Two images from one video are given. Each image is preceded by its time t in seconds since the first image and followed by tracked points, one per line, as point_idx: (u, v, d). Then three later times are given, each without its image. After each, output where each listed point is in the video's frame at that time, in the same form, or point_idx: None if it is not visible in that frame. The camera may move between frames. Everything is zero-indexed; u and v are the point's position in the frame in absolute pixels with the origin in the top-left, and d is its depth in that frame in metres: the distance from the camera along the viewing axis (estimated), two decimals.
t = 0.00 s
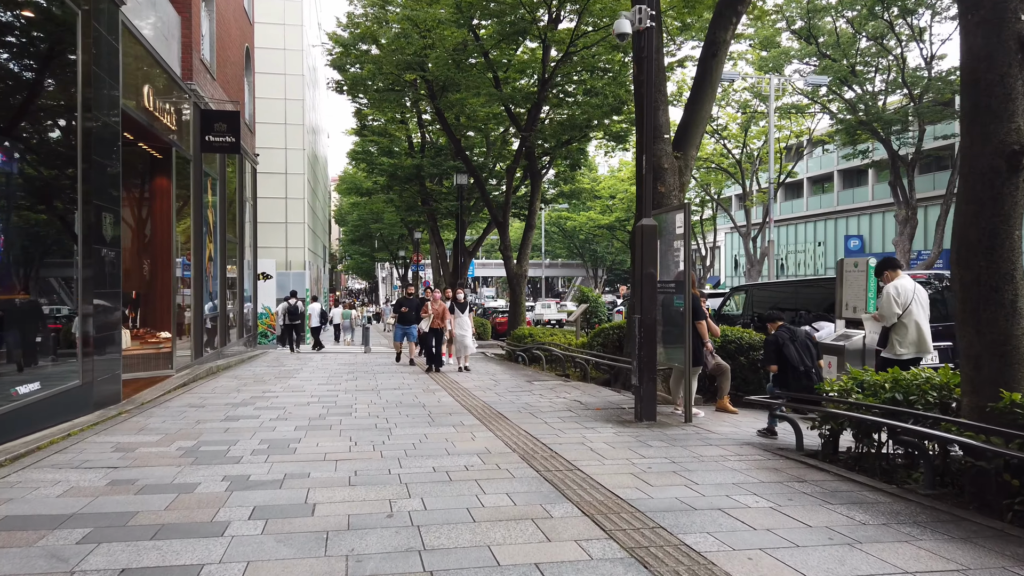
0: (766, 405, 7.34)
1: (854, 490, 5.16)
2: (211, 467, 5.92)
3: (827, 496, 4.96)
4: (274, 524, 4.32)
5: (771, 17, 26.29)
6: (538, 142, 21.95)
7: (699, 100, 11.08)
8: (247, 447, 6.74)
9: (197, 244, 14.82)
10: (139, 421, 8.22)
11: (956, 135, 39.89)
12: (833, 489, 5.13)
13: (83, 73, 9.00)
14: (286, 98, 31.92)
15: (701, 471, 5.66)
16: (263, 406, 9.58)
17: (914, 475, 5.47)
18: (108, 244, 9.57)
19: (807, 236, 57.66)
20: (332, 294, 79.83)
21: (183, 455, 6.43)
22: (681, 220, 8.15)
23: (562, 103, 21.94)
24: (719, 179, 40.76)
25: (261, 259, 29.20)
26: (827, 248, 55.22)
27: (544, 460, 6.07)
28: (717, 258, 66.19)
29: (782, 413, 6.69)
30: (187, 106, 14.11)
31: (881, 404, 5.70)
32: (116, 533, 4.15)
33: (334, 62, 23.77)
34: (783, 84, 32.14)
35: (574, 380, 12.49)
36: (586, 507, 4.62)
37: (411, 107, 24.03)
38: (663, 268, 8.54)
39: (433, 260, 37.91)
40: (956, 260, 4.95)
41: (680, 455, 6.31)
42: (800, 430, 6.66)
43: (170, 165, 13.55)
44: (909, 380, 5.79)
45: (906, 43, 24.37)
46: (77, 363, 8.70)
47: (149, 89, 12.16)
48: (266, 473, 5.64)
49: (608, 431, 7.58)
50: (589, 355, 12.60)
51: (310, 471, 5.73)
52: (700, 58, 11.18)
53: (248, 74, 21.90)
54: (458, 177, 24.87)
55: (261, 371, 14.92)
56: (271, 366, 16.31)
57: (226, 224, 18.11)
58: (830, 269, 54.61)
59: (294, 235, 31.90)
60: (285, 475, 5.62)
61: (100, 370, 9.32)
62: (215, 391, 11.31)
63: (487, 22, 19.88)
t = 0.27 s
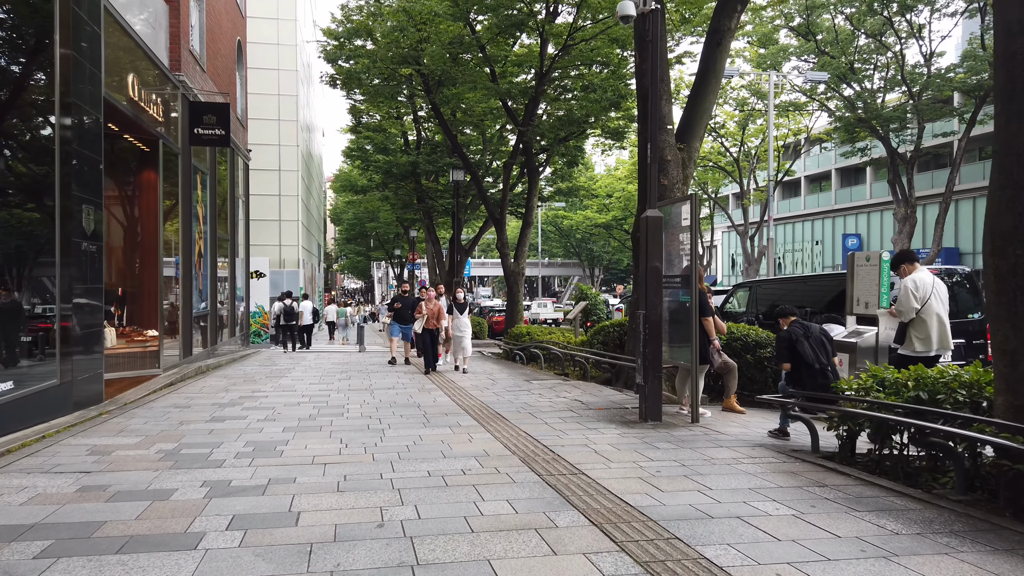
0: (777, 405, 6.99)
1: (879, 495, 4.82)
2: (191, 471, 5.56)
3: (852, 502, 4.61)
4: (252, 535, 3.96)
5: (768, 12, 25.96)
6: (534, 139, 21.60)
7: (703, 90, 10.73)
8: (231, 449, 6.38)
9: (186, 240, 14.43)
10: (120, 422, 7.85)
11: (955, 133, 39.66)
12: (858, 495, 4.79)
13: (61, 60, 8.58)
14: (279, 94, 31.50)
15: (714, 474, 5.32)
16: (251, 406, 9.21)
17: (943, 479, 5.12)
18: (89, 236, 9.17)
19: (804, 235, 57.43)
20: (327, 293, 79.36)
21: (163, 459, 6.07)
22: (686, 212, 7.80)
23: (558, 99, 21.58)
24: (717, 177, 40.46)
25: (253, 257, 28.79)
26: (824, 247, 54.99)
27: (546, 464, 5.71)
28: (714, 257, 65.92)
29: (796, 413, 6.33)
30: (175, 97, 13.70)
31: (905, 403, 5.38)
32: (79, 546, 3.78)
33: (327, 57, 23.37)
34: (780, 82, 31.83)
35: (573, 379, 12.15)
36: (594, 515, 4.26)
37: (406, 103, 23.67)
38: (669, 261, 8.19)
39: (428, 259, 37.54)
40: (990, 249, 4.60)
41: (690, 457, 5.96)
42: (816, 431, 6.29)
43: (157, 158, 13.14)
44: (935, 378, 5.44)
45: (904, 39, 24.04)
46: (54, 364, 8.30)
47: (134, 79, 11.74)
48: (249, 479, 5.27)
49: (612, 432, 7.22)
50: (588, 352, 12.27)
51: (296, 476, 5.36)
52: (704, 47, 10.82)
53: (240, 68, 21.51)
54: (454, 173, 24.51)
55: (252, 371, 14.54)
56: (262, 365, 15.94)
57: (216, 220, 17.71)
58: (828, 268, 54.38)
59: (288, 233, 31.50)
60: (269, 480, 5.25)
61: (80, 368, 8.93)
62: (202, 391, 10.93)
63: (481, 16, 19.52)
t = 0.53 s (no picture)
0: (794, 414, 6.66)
1: (914, 518, 4.47)
2: (172, 489, 5.18)
3: (886, 526, 4.27)
4: (234, 568, 3.59)
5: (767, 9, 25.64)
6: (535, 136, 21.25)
7: (709, 86, 10.38)
8: (217, 464, 6.01)
9: (176, 241, 14.00)
10: (103, 433, 7.47)
11: (956, 132, 39.44)
12: (891, 518, 4.44)
13: (40, 53, 8.18)
14: (274, 92, 31.11)
15: (733, 493, 4.97)
16: (242, 415, 8.84)
17: (979, 499, 4.79)
18: (72, 237, 8.79)
19: (803, 235, 57.19)
20: (324, 294, 79.08)
21: (145, 475, 5.70)
22: (695, 212, 7.46)
23: (559, 95, 21.26)
24: (716, 177, 40.12)
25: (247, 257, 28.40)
26: (822, 247, 54.75)
27: (552, 481, 5.35)
28: (713, 258, 65.60)
29: (816, 425, 6.00)
30: (163, 94, 13.29)
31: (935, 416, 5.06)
32: None
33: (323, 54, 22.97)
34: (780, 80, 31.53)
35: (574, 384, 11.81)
36: (609, 543, 3.90)
37: (403, 101, 23.30)
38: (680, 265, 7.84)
39: (425, 259, 37.18)
40: None
41: (705, 473, 5.61)
42: (837, 445, 5.95)
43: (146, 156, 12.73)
44: (967, 389, 5.10)
45: (905, 38, 23.71)
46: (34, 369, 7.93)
47: (120, 74, 11.32)
48: (235, 499, 4.91)
49: (620, 442, 6.88)
50: (591, 356, 11.93)
51: (285, 496, 5.00)
52: (710, 42, 10.47)
53: (233, 65, 21.10)
54: (452, 171, 24.20)
55: (244, 375, 14.17)
56: (255, 369, 15.56)
57: (208, 220, 17.33)
58: (826, 268, 54.13)
59: (283, 233, 31.10)
60: (256, 500, 4.88)
61: (64, 374, 8.56)
62: (192, 397, 10.55)
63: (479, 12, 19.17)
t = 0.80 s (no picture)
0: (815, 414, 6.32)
1: (959, 528, 4.13)
2: (154, 496, 4.82)
3: (930, 537, 3.92)
4: None
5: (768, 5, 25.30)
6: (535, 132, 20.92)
7: (719, 75, 10.04)
8: (205, 468, 5.65)
9: (168, 237, 13.62)
10: (86, 435, 7.09)
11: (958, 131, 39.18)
12: (933, 528, 4.10)
13: (21, 35, 7.80)
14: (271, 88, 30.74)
15: (759, 500, 4.63)
16: (233, 416, 8.48)
17: None
18: (55, 230, 8.41)
19: (802, 235, 56.92)
20: (321, 294, 78.70)
21: (127, 480, 5.33)
22: (709, 203, 7.11)
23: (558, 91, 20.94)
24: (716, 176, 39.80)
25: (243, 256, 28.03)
26: (822, 247, 54.47)
27: (563, 487, 4.99)
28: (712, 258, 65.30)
29: (841, 427, 5.65)
30: (154, 85, 12.92)
31: (974, 417, 4.73)
32: None
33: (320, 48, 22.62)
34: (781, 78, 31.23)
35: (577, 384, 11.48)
36: (630, 557, 3.55)
37: (401, 97, 22.96)
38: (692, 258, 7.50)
39: (423, 258, 36.81)
40: None
41: (725, 477, 5.26)
42: (864, 448, 5.59)
43: (136, 149, 12.35)
44: (1008, 388, 4.76)
45: (908, 35, 23.44)
46: (14, 368, 7.56)
47: (109, 63, 10.94)
48: (222, 506, 4.56)
49: (631, 445, 6.53)
50: (595, 355, 11.59)
51: (275, 503, 4.64)
52: (719, 30, 10.13)
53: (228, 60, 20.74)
54: (451, 168, 23.86)
55: (238, 374, 13.80)
56: (250, 368, 15.18)
57: (202, 216, 16.96)
58: (826, 268, 53.85)
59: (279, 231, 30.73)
60: (244, 508, 4.52)
61: (47, 373, 8.17)
62: (183, 398, 10.18)
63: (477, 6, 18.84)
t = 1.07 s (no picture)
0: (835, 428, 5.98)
1: (1005, 562, 3.78)
2: (130, 522, 4.46)
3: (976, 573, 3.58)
4: None
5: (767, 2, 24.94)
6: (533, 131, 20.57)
7: (726, 73, 9.72)
8: (188, 488, 5.29)
9: (157, 239, 13.23)
10: (65, 449, 6.73)
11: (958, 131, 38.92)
12: (977, 561, 3.76)
13: None
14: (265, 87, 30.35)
15: (784, 527, 4.28)
16: (222, 426, 8.11)
17: None
18: (35, 233, 8.05)
19: (801, 235, 56.65)
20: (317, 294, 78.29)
21: (104, 502, 4.98)
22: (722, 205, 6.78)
23: (557, 90, 20.60)
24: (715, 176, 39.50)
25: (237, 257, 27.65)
26: (821, 247, 54.21)
27: (570, 511, 4.65)
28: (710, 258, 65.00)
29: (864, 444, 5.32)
30: (142, 82, 12.51)
31: (1014, 438, 4.38)
32: None
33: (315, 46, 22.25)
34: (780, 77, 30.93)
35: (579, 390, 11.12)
36: None
37: (396, 95, 22.60)
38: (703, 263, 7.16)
39: (420, 259, 36.43)
40: None
41: (745, 499, 4.92)
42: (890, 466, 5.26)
43: (123, 148, 11.95)
44: None
45: (908, 34, 23.18)
46: None
47: (95, 59, 10.55)
48: (202, 535, 4.20)
49: (640, 460, 6.18)
50: (597, 361, 11.24)
51: (260, 531, 4.28)
52: (726, 27, 9.82)
53: (221, 57, 20.38)
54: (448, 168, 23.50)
55: (229, 380, 13.43)
56: (242, 373, 14.80)
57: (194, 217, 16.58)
58: (825, 269, 53.58)
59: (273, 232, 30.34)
60: (227, 537, 4.17)
61: (27, 383, 7.81)
62: (171, 406, 9.81)
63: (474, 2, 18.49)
